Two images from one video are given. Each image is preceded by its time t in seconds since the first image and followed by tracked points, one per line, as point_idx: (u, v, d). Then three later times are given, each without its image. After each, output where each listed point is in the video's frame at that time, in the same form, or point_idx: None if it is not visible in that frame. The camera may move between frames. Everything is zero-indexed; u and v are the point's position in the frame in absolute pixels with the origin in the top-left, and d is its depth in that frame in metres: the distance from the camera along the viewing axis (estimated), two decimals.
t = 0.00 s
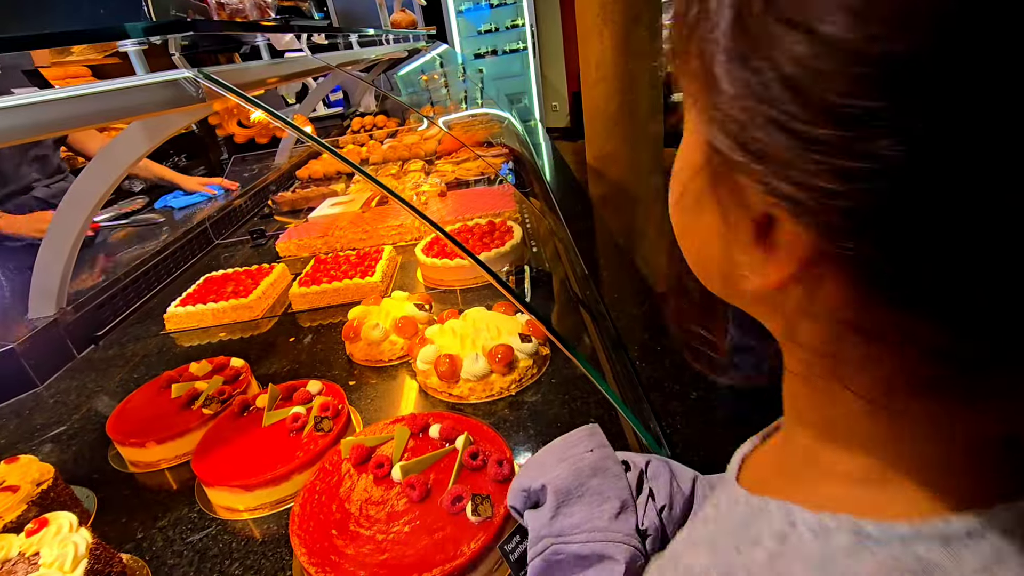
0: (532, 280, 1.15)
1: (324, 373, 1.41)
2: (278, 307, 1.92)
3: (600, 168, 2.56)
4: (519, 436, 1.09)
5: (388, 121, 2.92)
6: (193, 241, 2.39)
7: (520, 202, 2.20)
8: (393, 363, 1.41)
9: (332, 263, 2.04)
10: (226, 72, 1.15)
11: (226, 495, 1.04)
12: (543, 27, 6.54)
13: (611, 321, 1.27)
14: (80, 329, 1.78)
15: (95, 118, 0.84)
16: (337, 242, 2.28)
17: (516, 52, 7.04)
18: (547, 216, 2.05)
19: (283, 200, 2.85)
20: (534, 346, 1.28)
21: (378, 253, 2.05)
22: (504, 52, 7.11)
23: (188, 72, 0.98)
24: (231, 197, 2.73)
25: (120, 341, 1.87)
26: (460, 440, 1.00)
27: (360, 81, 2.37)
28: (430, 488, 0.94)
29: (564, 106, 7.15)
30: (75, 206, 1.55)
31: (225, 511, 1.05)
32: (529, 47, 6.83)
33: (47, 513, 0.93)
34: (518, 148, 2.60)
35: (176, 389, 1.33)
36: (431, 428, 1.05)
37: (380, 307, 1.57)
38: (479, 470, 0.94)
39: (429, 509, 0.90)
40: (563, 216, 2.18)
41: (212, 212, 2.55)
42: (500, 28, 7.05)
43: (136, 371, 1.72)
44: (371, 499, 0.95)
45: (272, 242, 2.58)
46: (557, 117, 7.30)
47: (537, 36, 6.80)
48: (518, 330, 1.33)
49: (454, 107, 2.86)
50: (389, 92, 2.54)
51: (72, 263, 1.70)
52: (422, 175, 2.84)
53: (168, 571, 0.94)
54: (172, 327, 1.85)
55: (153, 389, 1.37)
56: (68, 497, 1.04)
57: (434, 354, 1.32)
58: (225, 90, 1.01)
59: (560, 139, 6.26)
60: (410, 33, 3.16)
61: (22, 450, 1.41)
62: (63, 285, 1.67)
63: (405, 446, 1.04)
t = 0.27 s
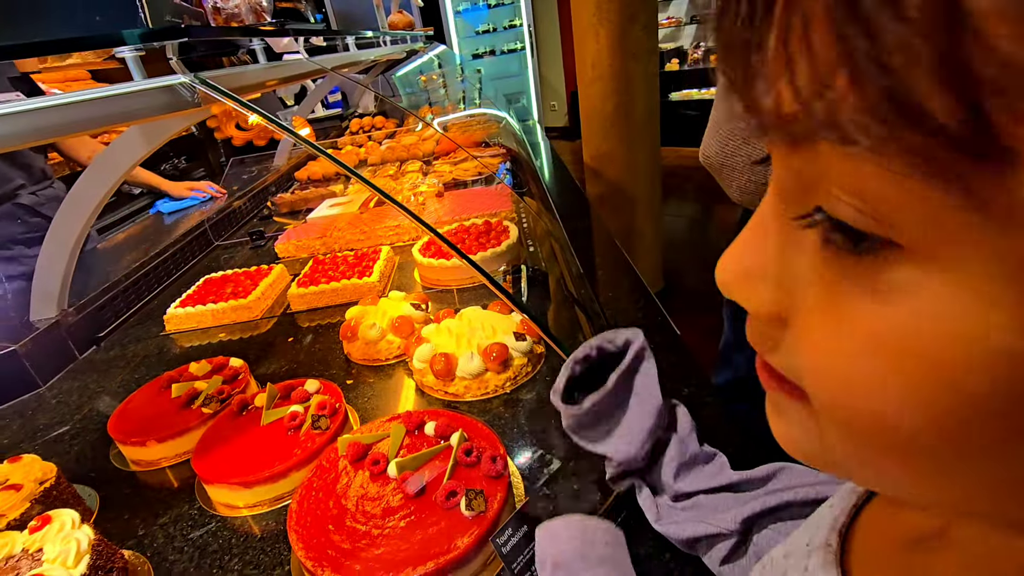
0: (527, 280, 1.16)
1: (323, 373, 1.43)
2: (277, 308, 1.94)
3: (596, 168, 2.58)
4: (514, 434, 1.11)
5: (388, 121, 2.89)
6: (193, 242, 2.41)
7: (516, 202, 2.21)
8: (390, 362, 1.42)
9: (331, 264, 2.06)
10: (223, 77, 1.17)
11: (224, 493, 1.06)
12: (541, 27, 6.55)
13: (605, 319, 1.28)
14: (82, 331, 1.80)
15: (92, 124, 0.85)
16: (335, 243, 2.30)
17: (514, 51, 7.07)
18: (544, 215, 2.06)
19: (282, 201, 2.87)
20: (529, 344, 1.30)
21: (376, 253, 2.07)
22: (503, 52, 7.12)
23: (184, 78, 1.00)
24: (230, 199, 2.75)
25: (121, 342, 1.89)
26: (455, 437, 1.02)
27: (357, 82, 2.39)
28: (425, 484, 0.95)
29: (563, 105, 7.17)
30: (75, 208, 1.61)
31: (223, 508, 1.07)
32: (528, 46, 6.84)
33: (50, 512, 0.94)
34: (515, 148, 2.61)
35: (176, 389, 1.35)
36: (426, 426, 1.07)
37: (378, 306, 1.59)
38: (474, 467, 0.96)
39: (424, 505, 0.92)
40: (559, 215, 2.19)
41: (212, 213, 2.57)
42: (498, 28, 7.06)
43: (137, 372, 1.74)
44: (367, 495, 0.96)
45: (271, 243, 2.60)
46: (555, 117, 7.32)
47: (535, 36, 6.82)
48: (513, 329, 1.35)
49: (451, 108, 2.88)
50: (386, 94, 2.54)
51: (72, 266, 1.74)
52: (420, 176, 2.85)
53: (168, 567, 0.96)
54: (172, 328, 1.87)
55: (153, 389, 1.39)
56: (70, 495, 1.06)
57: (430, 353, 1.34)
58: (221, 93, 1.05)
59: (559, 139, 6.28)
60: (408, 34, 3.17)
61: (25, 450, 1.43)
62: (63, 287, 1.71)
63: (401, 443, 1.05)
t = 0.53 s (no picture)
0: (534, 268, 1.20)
1: (333, 362, 1.47)
2: (284, 302, 1.97)
3: (595, 165, 2.62)
4: (524, 415, 1.15)
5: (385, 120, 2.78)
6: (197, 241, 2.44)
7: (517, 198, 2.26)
8: (399, 351, 1.46)
9: (336, 259, 2.10)
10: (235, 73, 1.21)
11: (243, 473, 1.10)
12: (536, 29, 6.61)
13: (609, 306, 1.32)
14: (92, 326, 1.83)
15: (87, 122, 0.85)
16: (339, 240, 2.34)
17: (508, 53, 7.12)
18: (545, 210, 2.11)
19: (284, 201, 2.90)
20: (536, 331, 1.34)
21: (381, 249, 2.10)
22: (499, 54, 7.18)
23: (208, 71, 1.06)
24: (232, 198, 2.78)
25: (129, 338, 1.92)
26: (467, 416, 1.06)
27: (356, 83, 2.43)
28: (441, 461, 0.99)
29: (559, 107, 7.23)
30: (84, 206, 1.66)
31: (242, 488, 1.10)
32: (523, 48, 6.90)
33: (77, 489, 0.98)
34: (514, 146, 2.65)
35: (190, 378, 1.38)
36: (439, 407, 1.11)
37: (385, 298, 1.62)
38: (487, 444, 1.00)
39: (440, 479, 0.96)
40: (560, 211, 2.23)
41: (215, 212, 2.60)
42: (494, 31, 7.11)
43: (147, 366, 1.77)
44: (385, 472, 1.00)
45: (274, 242, 2.63)
46: (550, 118, 7.38)
47: (529, 38, 6.88)
48: (519, 316, 1.39)
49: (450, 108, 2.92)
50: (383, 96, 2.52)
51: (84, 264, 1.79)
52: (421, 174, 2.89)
53: (192, 544, 0.99)
54: (180, 323, 1.90)
55: (166, 379, 1.41)
56: (92, 478, 1.09)
57: (439, 340, 1.37)
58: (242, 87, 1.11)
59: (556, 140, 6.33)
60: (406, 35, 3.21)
61: (40, 441, 1.46)
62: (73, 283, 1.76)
63: (415, 423, 1.09)
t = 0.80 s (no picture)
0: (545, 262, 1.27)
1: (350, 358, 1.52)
2: (294, 303, 2.02)
3: (593, 169, 2.70)
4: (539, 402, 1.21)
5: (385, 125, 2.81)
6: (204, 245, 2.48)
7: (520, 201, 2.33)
8: (413, 346, 1.52)
9: (345, 260, 2.15)
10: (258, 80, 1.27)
11: (272, 460, 1.15)
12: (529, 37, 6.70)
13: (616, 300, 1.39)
14: (107, 327, 1.86)
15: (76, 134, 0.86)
16: (346, 243, 2.39)
17: (501, 62, 7.21)
18: (548, 212, 2.18)
19: (287, 206, 2.95)
20: (546, 324, 1.40)
21: (388, 250, 2.16)
22: (492, 61, 7.27)
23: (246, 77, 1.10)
24: (236, 203, 2.81)
25: (143, 339, 1.95)
26: (487, 402, 1.11)
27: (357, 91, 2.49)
28: (464, 443, 1.04)
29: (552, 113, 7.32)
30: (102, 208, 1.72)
31: (270, 475, 1.15)
32: (516, 56, 6.99)
33: (117, 474, 1.03)
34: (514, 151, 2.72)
35: (212, 372, 1.42)
36: (459, 395, 1.16)
37: (398, 296, 1.68)
38: (508, 427, 1.06)
39: (465, 460, 1.01)
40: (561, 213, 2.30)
41: (221, 217, 2.64)
42: (487, 39, 7.20)
43: (163, 366, 1.81)
44: (411, 455, 1.05)
45: (280, 245, 2.67)
46: (543, 125, 7.47)
47: (522, 46, 6.98)
48: (530, 311, 1.45)
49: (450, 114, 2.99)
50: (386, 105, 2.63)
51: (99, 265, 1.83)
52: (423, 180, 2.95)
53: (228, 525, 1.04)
54: (193, 324, 1.94)
55: (187, 375, 1.45)
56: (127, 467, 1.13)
57: (454, 334, 1.43)
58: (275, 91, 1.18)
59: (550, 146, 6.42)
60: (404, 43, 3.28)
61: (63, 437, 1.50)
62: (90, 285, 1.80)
63: (436, 410, 1.14)
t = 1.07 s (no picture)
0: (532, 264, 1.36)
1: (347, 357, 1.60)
2: (291, 307, 2.09)
3: (579, 180, 2.81)
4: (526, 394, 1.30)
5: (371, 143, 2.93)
6: (201, 252, 2.54)
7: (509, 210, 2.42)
8: (407, 345, 1.60)
9: (340, 266, 2.23)
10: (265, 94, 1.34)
11: (275, 450, 1.22)
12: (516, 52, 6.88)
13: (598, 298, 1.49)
14: (109, 331, 1.92)
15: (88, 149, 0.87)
16: (340, 250, 2.48)
17: (490, 75, 7.36)
18: (535, 221, 2.28)
19: (282, 215, 3.02)
20: (533, 323, 1.49)
21: (382, 257, 2.24)
22: (481, 75, 7.42)
23: (254, 92, 1.24)
24: (232, 212, 2.88)
25: (143, 342, 2.01)
26: (478, 393, 1.20)
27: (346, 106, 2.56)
28: (457, 429, 1.13)
29: (540, 126, 7.48)
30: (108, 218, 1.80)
31: (273, 464, 1.23)
32: (505, 70, 7.15)
33: (134, 460, 1.10)
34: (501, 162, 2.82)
35: (216, 371, 1.48)
36: (452, 387, 1.25)
37: (392, 298, 1.76)
38: (497, 415, 1.14)
39: (458, 444, 1.09)
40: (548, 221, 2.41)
41: (217, 225, 2.71)
42: (476, 53, 7.35)
43: (163, 367, 1.87)
44: (407, 441, 1.13)
45: (275, 253, 2.74)
46: (531, 137, 7.61)
47: (510, 60, 7.13)
48: (518, 311, 1.54)
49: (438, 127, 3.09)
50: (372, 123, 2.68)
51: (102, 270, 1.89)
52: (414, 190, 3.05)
53: (236, 509, 1.11)
54: (193, 328, 2.00)
55: (191, 374, 1.51)
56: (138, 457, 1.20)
57: (446, 333, 1.52)
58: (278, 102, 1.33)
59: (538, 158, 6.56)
60: (395, 58, 3.38)
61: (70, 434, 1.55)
62: (93, 290, 1.85)
63: (431, 401, 1.23)
